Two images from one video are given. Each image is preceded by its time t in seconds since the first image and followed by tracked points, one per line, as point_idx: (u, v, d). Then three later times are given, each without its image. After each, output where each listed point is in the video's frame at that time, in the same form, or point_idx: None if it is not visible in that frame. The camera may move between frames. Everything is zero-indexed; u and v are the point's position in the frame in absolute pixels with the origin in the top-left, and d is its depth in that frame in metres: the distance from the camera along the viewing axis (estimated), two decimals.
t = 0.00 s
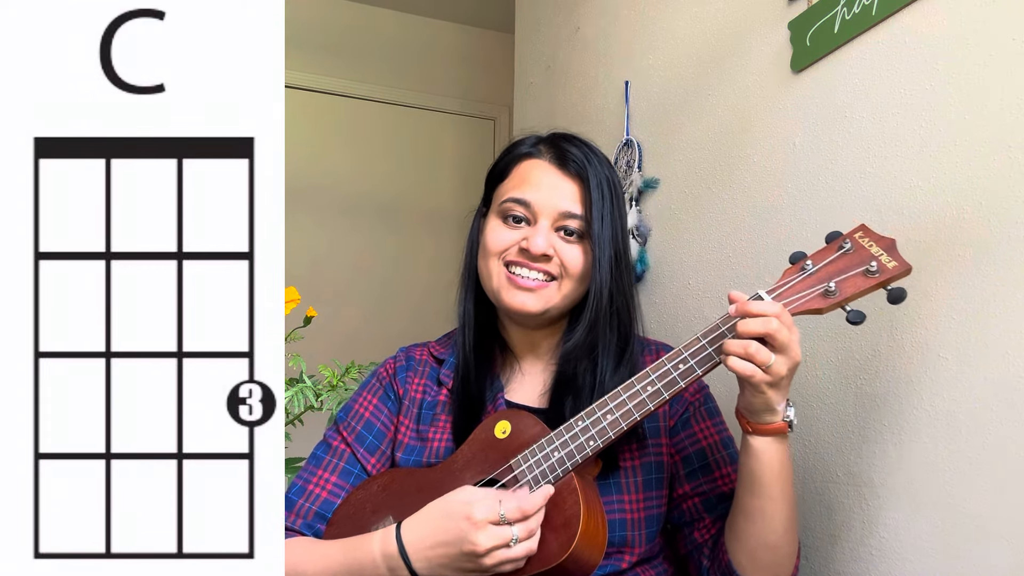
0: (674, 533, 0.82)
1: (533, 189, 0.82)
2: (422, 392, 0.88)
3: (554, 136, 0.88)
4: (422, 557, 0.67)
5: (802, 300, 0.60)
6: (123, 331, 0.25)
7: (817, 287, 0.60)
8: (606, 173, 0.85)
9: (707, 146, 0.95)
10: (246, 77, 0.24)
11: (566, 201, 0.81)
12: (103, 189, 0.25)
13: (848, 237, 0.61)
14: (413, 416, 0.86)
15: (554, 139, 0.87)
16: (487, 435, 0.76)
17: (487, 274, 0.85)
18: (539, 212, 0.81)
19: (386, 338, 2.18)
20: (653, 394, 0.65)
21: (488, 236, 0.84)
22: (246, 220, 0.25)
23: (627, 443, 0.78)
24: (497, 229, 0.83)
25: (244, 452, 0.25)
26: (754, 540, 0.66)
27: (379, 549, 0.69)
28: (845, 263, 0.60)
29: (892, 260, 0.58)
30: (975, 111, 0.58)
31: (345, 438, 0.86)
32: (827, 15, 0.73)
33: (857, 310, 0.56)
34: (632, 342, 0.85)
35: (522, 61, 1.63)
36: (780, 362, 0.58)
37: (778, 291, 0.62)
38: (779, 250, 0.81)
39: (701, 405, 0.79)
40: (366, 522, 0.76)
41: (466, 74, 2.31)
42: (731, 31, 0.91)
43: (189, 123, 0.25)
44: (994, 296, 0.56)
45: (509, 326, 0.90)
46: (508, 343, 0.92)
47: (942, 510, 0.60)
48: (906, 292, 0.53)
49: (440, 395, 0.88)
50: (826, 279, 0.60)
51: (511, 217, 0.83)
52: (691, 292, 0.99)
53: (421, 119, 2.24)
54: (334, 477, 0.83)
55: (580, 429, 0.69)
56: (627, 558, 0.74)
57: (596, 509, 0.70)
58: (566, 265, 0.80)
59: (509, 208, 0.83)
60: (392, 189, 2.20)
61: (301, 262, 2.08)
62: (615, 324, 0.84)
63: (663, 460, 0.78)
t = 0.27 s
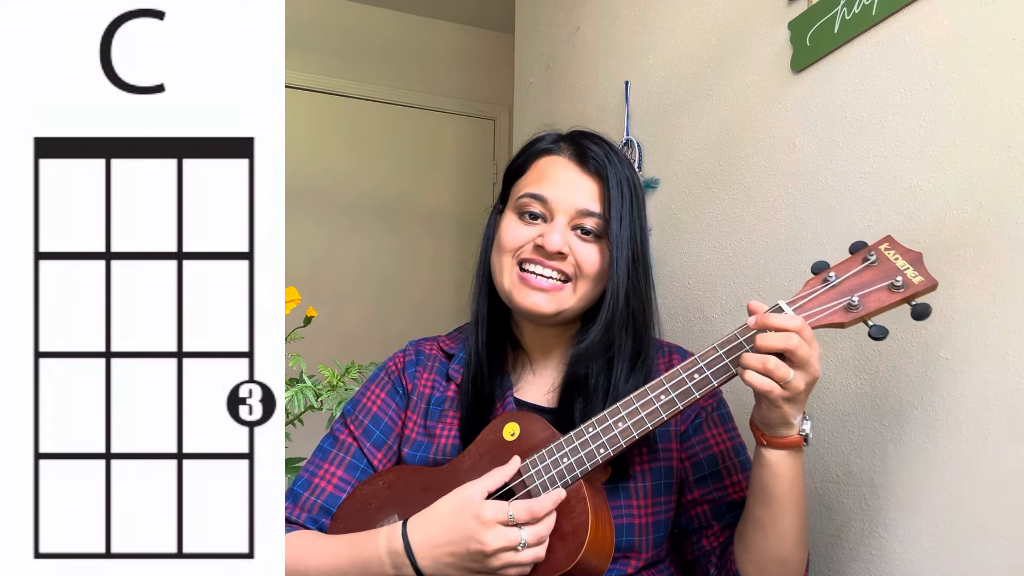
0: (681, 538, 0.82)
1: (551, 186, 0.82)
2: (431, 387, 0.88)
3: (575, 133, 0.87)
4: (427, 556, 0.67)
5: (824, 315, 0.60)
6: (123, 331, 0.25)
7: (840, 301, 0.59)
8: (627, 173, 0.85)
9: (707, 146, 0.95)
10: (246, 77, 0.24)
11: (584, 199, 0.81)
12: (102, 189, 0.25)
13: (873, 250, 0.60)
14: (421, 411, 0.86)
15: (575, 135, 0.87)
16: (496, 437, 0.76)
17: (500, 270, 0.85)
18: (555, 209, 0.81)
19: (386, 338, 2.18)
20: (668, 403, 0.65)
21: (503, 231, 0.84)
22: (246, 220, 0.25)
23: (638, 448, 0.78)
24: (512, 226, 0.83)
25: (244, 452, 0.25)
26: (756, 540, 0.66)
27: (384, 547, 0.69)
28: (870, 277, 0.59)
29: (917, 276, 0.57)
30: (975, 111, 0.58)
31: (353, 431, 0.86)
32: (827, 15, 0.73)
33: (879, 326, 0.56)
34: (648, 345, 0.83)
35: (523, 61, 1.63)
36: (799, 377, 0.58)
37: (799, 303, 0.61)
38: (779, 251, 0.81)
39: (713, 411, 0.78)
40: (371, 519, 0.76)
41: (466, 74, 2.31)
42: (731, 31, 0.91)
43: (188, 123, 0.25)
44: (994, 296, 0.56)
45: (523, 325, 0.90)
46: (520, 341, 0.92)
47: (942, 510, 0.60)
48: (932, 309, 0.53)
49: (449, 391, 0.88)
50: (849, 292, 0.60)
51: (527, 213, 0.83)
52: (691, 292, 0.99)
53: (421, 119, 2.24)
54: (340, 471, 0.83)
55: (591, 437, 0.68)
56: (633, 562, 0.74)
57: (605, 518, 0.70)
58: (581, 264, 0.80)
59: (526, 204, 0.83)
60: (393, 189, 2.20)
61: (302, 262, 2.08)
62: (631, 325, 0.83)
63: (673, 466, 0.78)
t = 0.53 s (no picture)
0: (685, 542, 0.82)
1: (563, 189, 0.81)
2: (438, 383, 0.88)
3: (590, 133, 0.87)
4: (429, 567, 0.67)
5: (843, 329, 0.59)
6: (123, 331, 0.25)
7: (860, 315, 0.59)
8: (641, 176, 0.84)
9: (707, 146, 0.95)
10: (246, 77, 0.24)
11: (596, 202, 0.80)
12: (102, 189, 0.25)
13: (895, 262, 0.59)
14: (427, 407, 0.86)
15: (590, 136, 0.86)
16: (501, 440, 0.75)
17: (510, 273, 0.84)
18: (567, 212, 0.80)
19: (386, 338, 2.19)
20: (679, 413, 0.65)
21: (514, 233, 0.84)
22: (246, 220, 0.25)
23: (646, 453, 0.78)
24: (523, 227, 0.83)
25: (244, 452, 0.25)
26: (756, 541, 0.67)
27: (386, 556, 0.69)
28: (891, 291, 0.58)
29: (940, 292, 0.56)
30: (975, 111, 0.58)
31: (357, 427, 0.86)
32: (827, 15, 0.73)
33: (899, 343, 0.55)
34: (662, 350, 0.84)
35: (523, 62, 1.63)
36: (815, 393, 0.58)
37: (817, 316, 0.61)
38: (780, 251, 0.81)
39: (723, 417, 0.78)
40: (373, 516, 0.77)
41: (467, 74, 2.31)
42: (731, 31, 0.91)
43: (188, 123, 0.25)
44: (994, 296, 0.56)
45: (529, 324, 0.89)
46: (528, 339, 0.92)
47: (942, 511, 0.60)
48: (951, 326, 0.52)
49: (456, 387, 0.88)
50: (869, 307, 0.59)
51: (538, 215, 0.82)
52: (691, 292, 1.00)
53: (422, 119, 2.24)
54: (344, 467, 0.84)
55: (599, 445, 0.68)
56: (637, 568, 0.75)
57: (611, 525, 0.70)
58: (591, 268, 0.79)
59: (537, 206, 0.82)
60: (393, 189, 2.20)
61: (302, 262, 2.08)
62: (647, 332, 0.83)
63: (680, 472, 0.77)
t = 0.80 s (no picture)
0: (687, 545, 0.82)
1: (566, 197, 0.81)
2: (441, 384, 0.88)
3: (590, 136, 0.86)
4: (430, 568, 0.67)
5: (853, 335, 0.59)
6: (123, 331, 0.25)
7: (870, 321, 0.58)
8: (644, 176, 0.84)
9: (707, 147, 0.95)
10: (246, 77, 0.24)
11: (599, 210, 0.80)
12: (102, 188, 0.25)
13: (907, 268, 0.59)
14: (430, 407, 0.86)
15: (591, 138, 0.85)
16: (506, 440, 0.76)
17: (515, 280, 0.84)
18: (571, 221, 0.80)
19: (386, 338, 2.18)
20: (685, 417, 0.65)
21: (518, 241, 0.83)
22: (246, 220, 0.25)
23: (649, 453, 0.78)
24: (527, 235, 0.82)
25: (244, 452, 0.25)
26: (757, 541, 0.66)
27: (387, 557, 0.69)
28: (901, 297, 0.58)
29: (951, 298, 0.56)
30: (975, 111, 0.58)
31: (361, 425, 0.86)
32: (827, 15, 0.73)
33: (910, 350, 0.55)
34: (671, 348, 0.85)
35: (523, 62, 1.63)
36: (822, 401, 0.58)
37: (825, 321, 0.61)
38: (780, 251, 0.81)
39: (727, 419, 0.78)
40: (376, 514, 0.77)
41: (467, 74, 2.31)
42: (731, 31, 0.91)
43: (188, 123, 0.25)
44: (994, 297, 0.56)
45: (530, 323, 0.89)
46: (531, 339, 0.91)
47: (942, 511, 0.60)
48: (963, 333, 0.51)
49: (459, 387, 0.88)
50: (879, 312, 0.59)
51: (542, 222, 0.82)
52: (691, 292, 1.00)
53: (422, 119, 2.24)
54: (347, 465, 0.84)
55: (604, 449, 0.68)
56: (641, 569, 0.75)
57: (614, 529, 0.70)
58: (597, 276, 0.80)
59: (541, 214, 0.82)
60: (393, 189, 2.20)
61: (303, 262, 2.08)
62: (662, 335, 0.84)
63: (684, 473, 0.77)
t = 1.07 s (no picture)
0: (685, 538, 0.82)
1: (558, 195, 0.81)
2: (436, 386, 0.88)
3: (580, 136, 0.86)
4: (425, 562, 0.67)
5: (836, 321, 0.59)
6: (123, 331, 0.25)
7: (852, 307, 0.59)
8: (634, 175, 0.85)
9: (707, 146, 0.95)
10: (246, 77, 0.24)
11: (592, 208, 0.80)
12: (102, 189, 0.25)
13: (888, 254, 0.59)
14: (426, 409, 0.86)
15: (581, 139, 0.86)
16: (500, 438, 0.76)
17: (508, 279, 0.84)
18: (564, 219, 0.80)
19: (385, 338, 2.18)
20: (674, 408, 0.65)
21: (511, 240, 0.83)
22: (246, 220, 0.25)
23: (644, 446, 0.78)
24: (521, 233, 0.82)
25: (244, 452, 0.25)
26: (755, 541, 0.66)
27: (384, 553, 0.69)
28: (883, 283, 0.58)
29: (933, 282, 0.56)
30: (974, 111, 0.58)
31: (357, 429, 0.86)
32: (827, 15, 0.73)
33: (893, 334, 0.55)
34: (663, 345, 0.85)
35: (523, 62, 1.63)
36: (809, 388, 0.58)
37: (810, 309, 0.61)
38: (779, 251, 0.81)
39: (719, 413, 0.78)
40: (374, 516, 0.77)
41: (467, 74, 2.31)
42: (731, 31, 0.91)
43: (189, 123, 0.25)
44: (994, 296, 0.56)
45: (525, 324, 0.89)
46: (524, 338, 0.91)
47: (943, 511, 0.60)
48: (945, 315, 0.52)
49: (454, 389, 0.88)
50: (862, 298, 0.59)
51: (535, 221, 0.82)
52: (691, 292, 0.99)
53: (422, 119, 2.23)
54: (344, 469, 0.84)
55: (596, 440, 0.69)
56: (638, 564, 0.75)
57: (608, 519, 0.70)
58: (590, 272, 0.80)
59: (533, 212, 0.82)
60: (393, 189, 2.20)
61: (302, 261, 2.08)
62: (653, 332, 0.85)
63: (678, 467, 0.77)
